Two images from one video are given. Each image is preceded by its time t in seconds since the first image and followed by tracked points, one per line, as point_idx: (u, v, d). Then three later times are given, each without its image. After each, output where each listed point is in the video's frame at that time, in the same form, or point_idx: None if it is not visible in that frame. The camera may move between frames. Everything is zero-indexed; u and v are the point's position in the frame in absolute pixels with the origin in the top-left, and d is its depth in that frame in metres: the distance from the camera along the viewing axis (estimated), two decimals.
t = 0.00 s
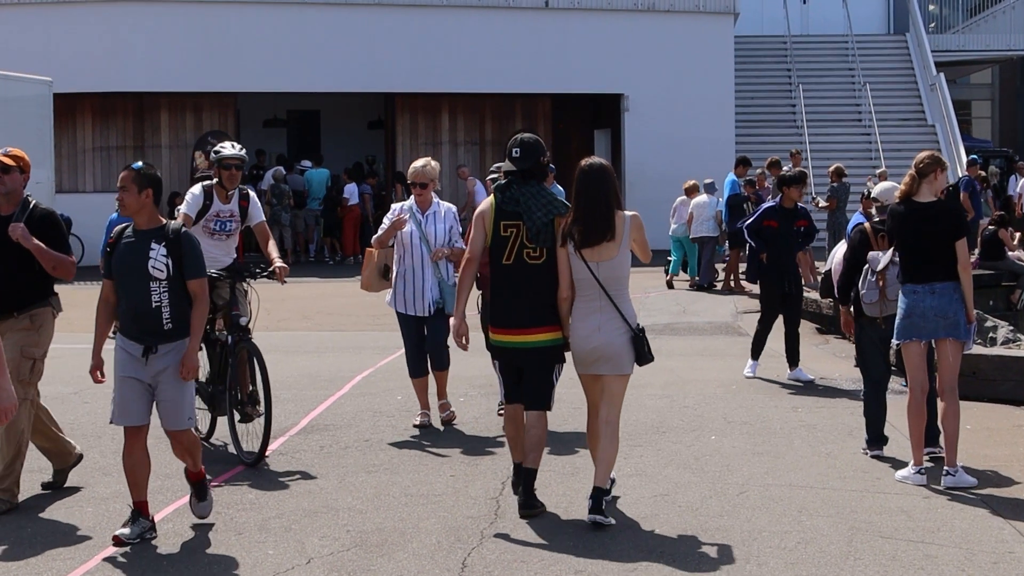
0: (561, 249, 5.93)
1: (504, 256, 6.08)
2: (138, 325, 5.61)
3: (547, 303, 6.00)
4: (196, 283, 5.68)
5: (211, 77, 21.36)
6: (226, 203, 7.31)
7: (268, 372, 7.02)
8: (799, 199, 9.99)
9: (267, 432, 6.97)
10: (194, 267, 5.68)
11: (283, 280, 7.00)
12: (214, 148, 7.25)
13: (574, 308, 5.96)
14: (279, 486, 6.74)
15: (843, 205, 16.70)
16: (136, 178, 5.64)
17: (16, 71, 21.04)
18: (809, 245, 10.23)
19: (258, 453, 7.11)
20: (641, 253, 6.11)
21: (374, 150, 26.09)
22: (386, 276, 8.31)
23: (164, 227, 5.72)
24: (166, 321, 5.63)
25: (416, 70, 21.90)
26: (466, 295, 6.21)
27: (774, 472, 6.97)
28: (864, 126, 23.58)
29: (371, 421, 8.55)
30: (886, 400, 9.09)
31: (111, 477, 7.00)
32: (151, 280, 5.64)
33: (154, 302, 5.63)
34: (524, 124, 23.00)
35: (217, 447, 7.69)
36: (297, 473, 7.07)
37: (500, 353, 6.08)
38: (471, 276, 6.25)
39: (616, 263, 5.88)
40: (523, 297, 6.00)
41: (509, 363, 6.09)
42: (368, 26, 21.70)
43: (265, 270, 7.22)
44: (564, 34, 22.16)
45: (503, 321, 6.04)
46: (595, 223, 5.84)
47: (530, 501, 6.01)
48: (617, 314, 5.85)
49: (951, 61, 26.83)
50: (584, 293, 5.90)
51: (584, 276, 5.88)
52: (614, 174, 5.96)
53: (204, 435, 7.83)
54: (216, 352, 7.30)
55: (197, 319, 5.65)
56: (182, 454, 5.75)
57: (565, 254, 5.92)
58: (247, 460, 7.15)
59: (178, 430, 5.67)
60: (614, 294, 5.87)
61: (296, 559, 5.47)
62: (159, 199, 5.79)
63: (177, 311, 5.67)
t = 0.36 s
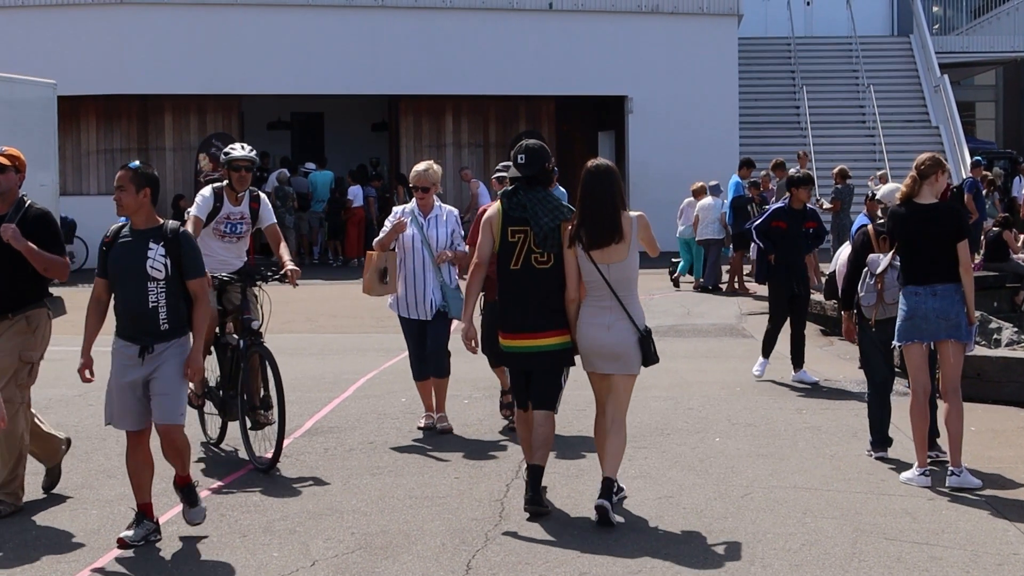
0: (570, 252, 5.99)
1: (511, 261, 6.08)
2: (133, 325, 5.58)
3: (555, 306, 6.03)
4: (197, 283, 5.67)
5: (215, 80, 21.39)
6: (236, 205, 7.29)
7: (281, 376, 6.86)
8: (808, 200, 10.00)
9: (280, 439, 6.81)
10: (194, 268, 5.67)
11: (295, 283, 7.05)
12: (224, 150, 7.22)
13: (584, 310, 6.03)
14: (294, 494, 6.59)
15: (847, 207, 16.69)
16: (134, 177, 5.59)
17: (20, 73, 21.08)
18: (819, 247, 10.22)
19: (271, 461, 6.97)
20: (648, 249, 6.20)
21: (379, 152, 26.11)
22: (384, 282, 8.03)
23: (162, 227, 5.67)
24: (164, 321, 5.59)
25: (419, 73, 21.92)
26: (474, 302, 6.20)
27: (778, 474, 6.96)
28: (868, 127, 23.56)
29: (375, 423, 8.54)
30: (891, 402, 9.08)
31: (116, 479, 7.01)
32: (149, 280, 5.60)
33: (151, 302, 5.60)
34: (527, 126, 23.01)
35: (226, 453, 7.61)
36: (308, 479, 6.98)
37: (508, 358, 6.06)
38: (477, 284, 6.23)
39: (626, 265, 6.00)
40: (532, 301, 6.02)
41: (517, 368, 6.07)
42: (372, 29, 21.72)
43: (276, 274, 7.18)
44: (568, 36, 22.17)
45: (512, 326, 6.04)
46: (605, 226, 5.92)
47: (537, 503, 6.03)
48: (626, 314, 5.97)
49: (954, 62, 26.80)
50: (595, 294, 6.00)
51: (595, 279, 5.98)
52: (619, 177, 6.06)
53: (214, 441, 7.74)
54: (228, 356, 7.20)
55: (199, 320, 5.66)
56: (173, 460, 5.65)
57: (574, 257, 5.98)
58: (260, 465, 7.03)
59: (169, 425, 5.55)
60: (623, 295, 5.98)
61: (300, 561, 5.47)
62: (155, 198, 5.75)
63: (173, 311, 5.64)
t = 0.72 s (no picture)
0: (578, 253, 6.02)
1: (518, 264, 6.13)
2: (130, 328, 5.56)
3: (562, 307, 6.06)
4: (196, 287, 5.64)
5: (219, 82, 21.41)
6: (247, 207, 7.17)
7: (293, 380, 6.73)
8: (815, 202, 9.97)
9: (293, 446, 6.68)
10: (192, 271, 5.63)
11: (308, 287, 6.93)
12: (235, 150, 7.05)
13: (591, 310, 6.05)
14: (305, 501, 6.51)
15: (851, 209, 16.68)
16: (133, 180, 5.53)
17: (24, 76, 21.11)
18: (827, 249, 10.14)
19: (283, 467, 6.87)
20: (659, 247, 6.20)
21: (382, 154, 26.13)
22: (386, 286, 7.91)
23: (160, 230, 5.63)
24: (161, 326, 5.56)
25: (423, 75, 21.93)
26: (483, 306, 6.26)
27: (782, 476, 6.96)
28: (872, 129, 23.55)
29: (380, 426, 8.55)
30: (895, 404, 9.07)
31: (120, 482, 7.02)
32: (147, 283, 5.56)
33: (148, 306, 5.56)
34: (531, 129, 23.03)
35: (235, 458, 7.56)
36: (322, 485, 6.88)
37: (517, 360, 6.11)
38: (486, 288, 6.28)
39: (634, 265, 5.99)
40: (539, 303, 6.06)
41: (526, 371, 6.11)
42: (376, 31, 21.74)
43: (288, 277, 7.04)
44: (571, 38, 22.18)
45: (520, 328, 6.09)
46: (610, 226, 5.95)
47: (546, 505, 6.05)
48: (633, 314, 5.96)
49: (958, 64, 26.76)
50: (602, 294, 6.01)
51: (602, 278, 5.99)
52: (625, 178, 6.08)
53: (223, 446, 7.68)
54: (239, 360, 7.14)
55: (200, 324, 5.64)
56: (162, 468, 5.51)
57: (582, 258, 6.02)
58: (273, 471, 6.94)
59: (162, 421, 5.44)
60: (631, 296, 5.99)
61: (305, 563, 5.47)
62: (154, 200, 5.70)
63: (170, 315, 5.61)
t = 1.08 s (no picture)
0: (581, 253, 6.04)
1: (522, 263, 6.14)
2: (129, 331, 5.55)
3: (566, 306, 6.08)
4: (195, 289, 5.63)
5: (222, 83, 21.43)
6: (252, 208, 7.07)
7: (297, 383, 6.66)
8: (819, 204, 9.96)
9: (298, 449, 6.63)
10: (191, 273, 5.62)
11: (313, 289, 6.85)
12: (239, 151, 6.96)
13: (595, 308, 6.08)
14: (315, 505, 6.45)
15: (852, 211, 16.67)
16: (133, 181, 5.52)
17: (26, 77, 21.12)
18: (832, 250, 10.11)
19: (290, 469, 6.83)
20: (666, 245, 6.21)
21: (384, 155, 26.14)
22: (387, 288, 7.80)
23: (159, 232, 5.62)
24: (159, 328, 5.54)
25: (425, 75, 21.93)
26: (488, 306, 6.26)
27: (785, 477, 6.96)
28: (874, 130, 23.54)
29: (382, 427, 8.56)
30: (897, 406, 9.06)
31: (122, 482, 7.03)
32: (146, 285, 5.55)
33: (146, 309, 5.55)
34: (533, 130, 23.03)
35: (240, 461, 7.52)
36: (330, 490, 6.82)
37: (520, 359, 6.13)
38: (490, 288, 6.29)
39: (638, 264, 6.03)
40: (542, 303, 6.08)
41: (529, 370, 6.13)
42: (378, 32, 21.75)
43: (293, 278, 6.93)
44: (573, 39, 22.19)
45: (523, 327, 6.11)
46: (614, 226, 5.96)
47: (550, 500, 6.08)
48: (637, 312, 6.00)
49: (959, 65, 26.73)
50: (606, 293, 6.04)
51: (606, 277, 6.03)
52: (630, 178, 6.09)
53: (230, 448, 7.66)
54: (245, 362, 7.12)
55: (199, 325, 5.63)
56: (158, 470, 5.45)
57: (586, 257, 6.04)
58: (280, 474, 6.89)
59: (158, 424, 5.41)
60: (635, 295, 6.02)
61: (307, 564, 5.47)
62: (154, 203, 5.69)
63: (169, 318, 5.59)
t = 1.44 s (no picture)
0: (588, 250, 6.20)
1: (528, 261, 6.31)
2: (126, 338, 5.44)
3: (574, 303, 6.26)
4: (194, 295, 5.54)
5: (226, 86, 21.45)
6: (263, 210, 7.02)
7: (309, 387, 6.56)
8: (826, 206, 9.94)
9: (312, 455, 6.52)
10: (191, 279, 5.54)
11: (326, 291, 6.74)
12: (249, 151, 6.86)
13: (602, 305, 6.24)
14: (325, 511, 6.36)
15: (856, 212, 16.67)
16: (134, 186, 5.45)
17: (31, 79, 21.16)
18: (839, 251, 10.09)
19: (303, 474, 6.72)
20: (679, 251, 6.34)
21: (388, 157, 26.16)
22: (388, 292, 7.79)
23: (158, 237, 5.53)
24: (158, 335, 5.44)
25: (429, 77, 21.93)
26: (497, 304, 6.44)
27: (789, 479, 6.96)
28: (878, 132, 23.53)
29: (386, 429, 8.57)
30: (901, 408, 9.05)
31: (127, 484, 7.04)
32: (144, 292, 5.46)
33: (145, 315, 5.45)
34: (537, 132, 23.04)
35: (248, 466, 7.45)
36: (345, 496, 6.71)
37: (529, 355, 6.30)
38: (498, 286, 6.47)
39: (644, 261, 6.20)
40: (550, 299, 6.25)
41: (540, 366, 6.30)
42: (382, 33, 21.76)
43: (305, 281, 6.81)
44: (577, 41, 22.20)
45: (532, 324, 6.28)
46: (620, 224, 6.11)
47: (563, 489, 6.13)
48: (645, 308, 6.17)
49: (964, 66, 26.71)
50: (612, 290, 6.19)
51: (613, 275, 6.17)
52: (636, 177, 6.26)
53: (242, 455, 7.53)
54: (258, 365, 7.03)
55: (199, 331, 5.54)
56: (150, 481, 5.35)
57: (593, 254, 6.19)
58: (293, 480, 6.78)
59: (155, 436, 5.35)
60: (642, 291, 6.18)
61: (311, 566, 5.47)
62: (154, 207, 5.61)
63: (168, 324, 5.49)
